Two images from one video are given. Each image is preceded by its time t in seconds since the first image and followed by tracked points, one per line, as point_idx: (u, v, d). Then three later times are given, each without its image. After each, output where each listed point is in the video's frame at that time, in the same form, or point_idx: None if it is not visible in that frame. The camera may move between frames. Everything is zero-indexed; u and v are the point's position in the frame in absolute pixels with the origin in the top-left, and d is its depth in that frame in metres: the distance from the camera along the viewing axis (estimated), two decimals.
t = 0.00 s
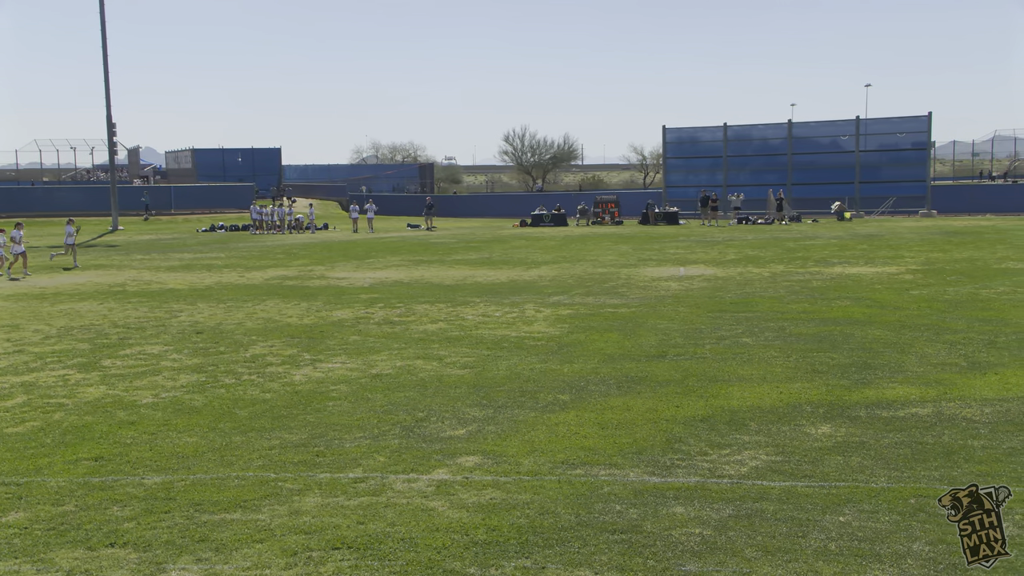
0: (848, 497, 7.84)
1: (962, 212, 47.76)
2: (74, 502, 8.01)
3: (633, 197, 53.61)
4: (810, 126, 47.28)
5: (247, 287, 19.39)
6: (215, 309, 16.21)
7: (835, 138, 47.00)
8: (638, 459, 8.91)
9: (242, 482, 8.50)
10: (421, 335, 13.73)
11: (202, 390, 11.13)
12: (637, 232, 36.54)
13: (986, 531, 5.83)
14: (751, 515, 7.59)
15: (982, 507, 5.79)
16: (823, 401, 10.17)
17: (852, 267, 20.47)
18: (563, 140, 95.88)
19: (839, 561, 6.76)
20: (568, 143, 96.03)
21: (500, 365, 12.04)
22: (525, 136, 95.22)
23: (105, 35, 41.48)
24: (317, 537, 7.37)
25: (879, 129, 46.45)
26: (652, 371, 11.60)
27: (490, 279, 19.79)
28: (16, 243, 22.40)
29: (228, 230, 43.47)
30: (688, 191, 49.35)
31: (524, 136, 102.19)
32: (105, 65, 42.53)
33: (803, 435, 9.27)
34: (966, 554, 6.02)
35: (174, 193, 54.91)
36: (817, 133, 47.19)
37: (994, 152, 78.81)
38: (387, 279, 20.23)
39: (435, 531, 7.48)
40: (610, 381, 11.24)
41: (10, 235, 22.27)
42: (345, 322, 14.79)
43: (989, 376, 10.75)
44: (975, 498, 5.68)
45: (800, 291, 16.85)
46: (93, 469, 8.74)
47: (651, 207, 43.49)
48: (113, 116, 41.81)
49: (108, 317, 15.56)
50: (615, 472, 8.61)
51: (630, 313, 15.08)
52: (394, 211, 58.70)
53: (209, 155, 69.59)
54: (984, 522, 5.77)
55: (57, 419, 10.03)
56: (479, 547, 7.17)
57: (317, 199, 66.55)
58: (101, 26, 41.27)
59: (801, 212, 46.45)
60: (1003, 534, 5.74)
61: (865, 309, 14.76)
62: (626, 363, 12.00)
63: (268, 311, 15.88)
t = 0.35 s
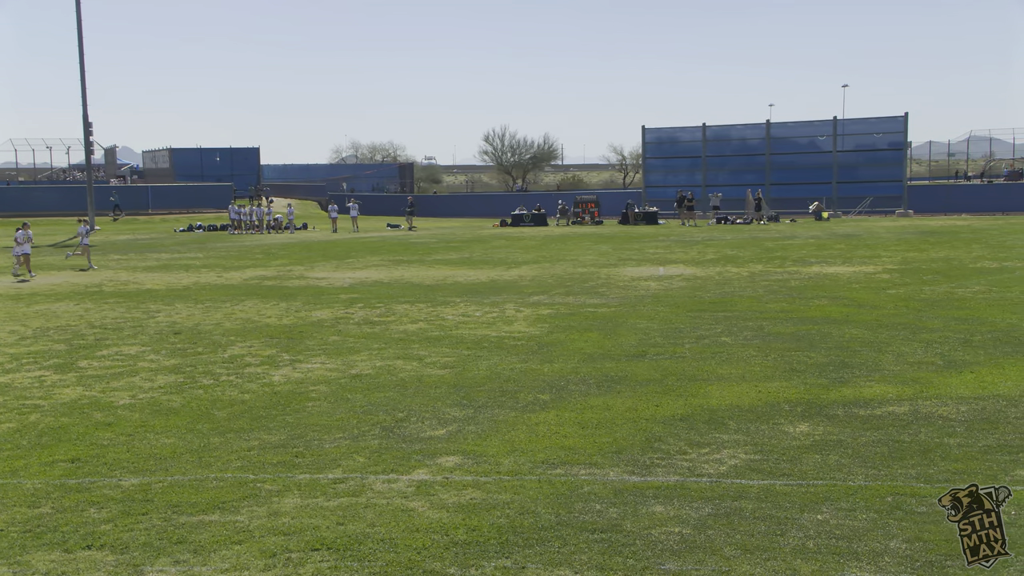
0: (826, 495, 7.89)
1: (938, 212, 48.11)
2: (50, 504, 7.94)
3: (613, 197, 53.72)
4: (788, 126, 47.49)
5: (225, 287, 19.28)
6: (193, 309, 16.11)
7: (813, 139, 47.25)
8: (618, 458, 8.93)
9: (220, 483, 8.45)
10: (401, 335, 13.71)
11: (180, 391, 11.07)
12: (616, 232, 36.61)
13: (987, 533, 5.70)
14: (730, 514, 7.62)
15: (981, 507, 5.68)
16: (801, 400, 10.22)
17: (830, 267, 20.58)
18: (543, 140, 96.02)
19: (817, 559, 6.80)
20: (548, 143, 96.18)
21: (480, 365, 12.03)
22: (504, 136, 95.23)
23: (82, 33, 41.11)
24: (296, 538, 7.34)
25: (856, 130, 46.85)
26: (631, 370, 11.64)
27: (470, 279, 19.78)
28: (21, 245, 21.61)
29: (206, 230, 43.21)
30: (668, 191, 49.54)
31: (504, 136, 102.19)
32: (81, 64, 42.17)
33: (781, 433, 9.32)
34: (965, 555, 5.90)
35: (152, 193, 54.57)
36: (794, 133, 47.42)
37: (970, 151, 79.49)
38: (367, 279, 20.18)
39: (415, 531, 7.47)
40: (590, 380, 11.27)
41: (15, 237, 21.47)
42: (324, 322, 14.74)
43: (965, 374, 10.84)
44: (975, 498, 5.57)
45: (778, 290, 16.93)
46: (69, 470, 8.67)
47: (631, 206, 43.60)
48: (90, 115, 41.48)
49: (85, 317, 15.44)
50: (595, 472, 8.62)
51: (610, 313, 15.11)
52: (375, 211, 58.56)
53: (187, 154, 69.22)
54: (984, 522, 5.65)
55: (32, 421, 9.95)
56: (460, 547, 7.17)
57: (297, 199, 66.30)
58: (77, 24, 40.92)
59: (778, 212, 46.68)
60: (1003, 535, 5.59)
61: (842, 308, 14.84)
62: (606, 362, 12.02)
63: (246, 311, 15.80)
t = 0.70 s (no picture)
0: (798, 493, 7.94)
1: (907, 212, 48.56)
2: (19, 507, 7.85)
3: (587, 198, 53.85)
4: (759, 127, 47.79)
5: (197, 288, 19.15)
6: (164, 310, 15.97)
7: (784, 139, 47.58)
8: (592, 458, 8.95)
9: (192, 486, 8.39)
10: (374, 336, 13.67)
11: (151, 392, 10.98)
12: (591, 233, 36.67)
13: (986, 533, 5.30)
14: (703, 512, 7.67)
15: (981, 507, 5.26)
16: (773, 399, 10.29)
17: (801, 267, 20.71)
18: (517, 141, 96.13)
19: (789, 557, 6.84)
20: (522, 144, 96.30)
21: (454, 365, 12.01)
22: (478, 136, 95.24)
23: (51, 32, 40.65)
24: (268, 541, 7.30)
25: (827, 131, 47.26)
26: (606, 370, 11.66)
27: (444, 280, 19.77)
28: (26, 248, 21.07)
29: (178, 231, 42.89)
30: (642, 191, 49.73)
31: (479, 136, 102.16)
32: (51, 63, 41.70)
33: (753, 432, 9.37)
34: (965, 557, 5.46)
35: (122, 193, 54.14)
36: (766, 134, 47.74)
37: (938, 152, 80.38)
38: (340, 279, 20.12)
39: (389, 532, 7.45)
40: (564, 380, 11.28)
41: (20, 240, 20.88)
42: (297, 323, 14.66)
43: (934, 373, 10.96)
44: (975, 498, 5.20)
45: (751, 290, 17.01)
46: (38, 473, 8.58)
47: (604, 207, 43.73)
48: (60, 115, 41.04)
49: (53, 319, 15.28)
50: (569, 471, 8.64)
51: (584, 313, 15.13)
52: (349, 211, 58.37)
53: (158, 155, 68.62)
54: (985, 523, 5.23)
55: (0, 424, 9.84)
56: (433, 548, 7.15)
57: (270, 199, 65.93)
58: (46, 23, 40.45)
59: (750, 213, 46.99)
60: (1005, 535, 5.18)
61: (815, 308, 14.95)
62: (580, 362, 12.05)
63: (218, 312, 15.69)
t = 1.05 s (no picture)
0: (765, 491, 8.00)
1: (872, 211, 49.06)
2: None
3: (556, 198, 53.94)
4: (726, 127, 48.08)
5: (163, 289, 18.96)
6: (128, 312, 15.80)
7: (751, 140, 47.90)
8: (561, 457, 8.97)
9: (158, 489, 8.31)
10: (343, 336, 13.62)
11: (116, 395, 10.87)
12: (560, 233, 36.72)
13: (986, 533, 4.95)
14: (671, 510, 7.70)
15: (981, 506, 4.93)
16: (740, 397, 10.37)
17: (768, 267, 20.86)
18: (487, 141, 96.15)
19: (756, 555, 6.88)
20: (492, 144, 96.33)
21: (424, 366, 11.99)
22: (448, 137, 95.14)
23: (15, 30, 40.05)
24: (235, 543, 7.24)
25: (793, 131, 47.62)
26: (575, 370, 11.68)
27: (413, 280, 19.72)
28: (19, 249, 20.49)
29: (144, 232, 42.46)
30: (610, 192, 49.92)
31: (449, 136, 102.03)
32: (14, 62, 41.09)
33: (721, 431, 9.43)
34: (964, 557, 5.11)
35: (86, 193, 53.52)
36: (733, 135, 48.03)
37: (902, 153, 81.37)
38: (308, 280, 20.01)
39: (357, 534, 7.42)
40: (534, 380, 11.29)
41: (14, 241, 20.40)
42: (265, 324, 14.56)
43: (898, 371, 11.09)
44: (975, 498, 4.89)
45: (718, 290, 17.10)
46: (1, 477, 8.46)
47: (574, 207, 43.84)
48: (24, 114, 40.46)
49: (16, 320, 15.07)
50: (539, 471, 8.65)
51: (554, 313, 15.16)
52: (318, 211, 58.07)
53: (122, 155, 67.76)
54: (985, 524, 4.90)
55: None
56: (402, 549, 7.13)
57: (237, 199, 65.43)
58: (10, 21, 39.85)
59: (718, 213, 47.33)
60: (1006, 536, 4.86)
61: (781, 307, 15.07)
62: (550, 362, 12.06)
63: (184, 314, 15.56)
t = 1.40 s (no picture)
0: (731, 489, 8.05)
1: (837, 211, 49.57)
2: None
3: (525, 198, 53.97)
4: (693, 128, 48.36)
5: (127, 290, 18.74)
6: (91, 313, 15.61)
7: (718, 141, 48.17)
8: (530, 457, 8.97)
9: (122, 492, 8.21)
10: (311, 337, 13.54)
11: (79, 397, 10.73)
12: (529, 233, 36.76)
13: (986, 533, 5.15)
14: (640, 509, 7.74)
15: (980, 507, 5.11)
16: (708, 397, 10.43)
17: (735, 267, 21.03)
18: (455, 141, 96.07)
19: (722, 553, 6.92)
20: (461, 144, 96.27)
21: (392, 367, 11.96)
22: (416, 136, 94.90)
23: None
24: (201, 546, 7.17)
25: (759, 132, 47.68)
26: (544, 370, 11.71)
27: (382, 281, 19.64)
28: (13, 252, 19.91)
29: (107, 232, 41.98)
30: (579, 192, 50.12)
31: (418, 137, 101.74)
32: None
33: (688, 430, 9.48)
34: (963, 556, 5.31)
35: (49, 193, 52.78)
36: (700, 136, 48.29)
37: (866, 153, 82.31)
38: (276, 281, 19.87)
39: (325, 535, 7.38)
40: (503, 381, 11.30)
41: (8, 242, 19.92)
42: (231, 325, 14.45)
43: (862, 369, 11.21)
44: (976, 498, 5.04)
45: (686, 290, 17.21)
46: None
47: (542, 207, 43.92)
48: None
49: None
50: (507, 471, 8.64)
51: (523, 313, 15.18)
52: (285, 211, 57.67)
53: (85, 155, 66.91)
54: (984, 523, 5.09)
55: None
56: (370, 550, 7.10)
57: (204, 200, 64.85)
58: None
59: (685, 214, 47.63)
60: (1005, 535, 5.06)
61: (747, 306, 15.19)
62: (519, 362, 12.07)
63: (149, 315, 15.39)
